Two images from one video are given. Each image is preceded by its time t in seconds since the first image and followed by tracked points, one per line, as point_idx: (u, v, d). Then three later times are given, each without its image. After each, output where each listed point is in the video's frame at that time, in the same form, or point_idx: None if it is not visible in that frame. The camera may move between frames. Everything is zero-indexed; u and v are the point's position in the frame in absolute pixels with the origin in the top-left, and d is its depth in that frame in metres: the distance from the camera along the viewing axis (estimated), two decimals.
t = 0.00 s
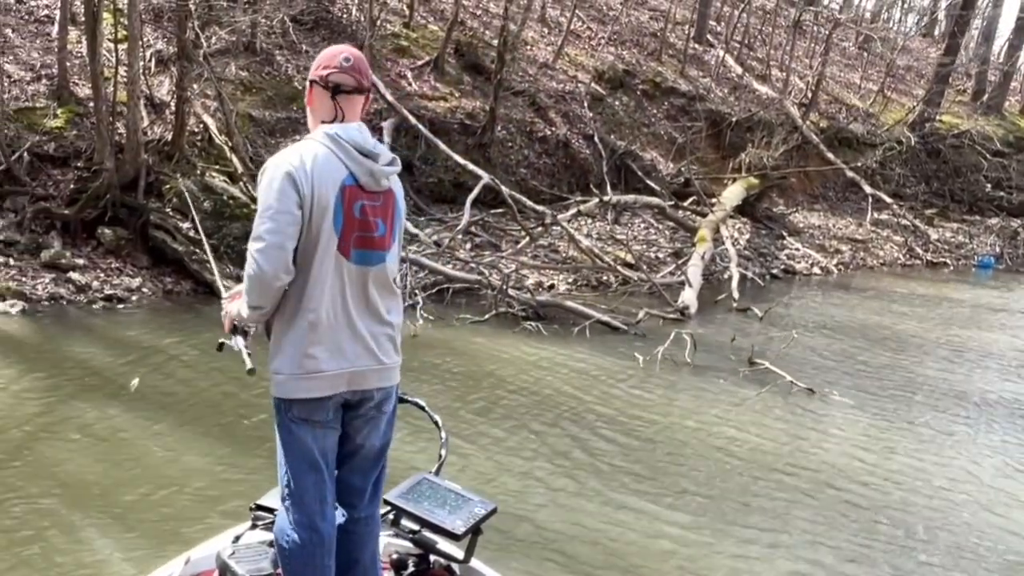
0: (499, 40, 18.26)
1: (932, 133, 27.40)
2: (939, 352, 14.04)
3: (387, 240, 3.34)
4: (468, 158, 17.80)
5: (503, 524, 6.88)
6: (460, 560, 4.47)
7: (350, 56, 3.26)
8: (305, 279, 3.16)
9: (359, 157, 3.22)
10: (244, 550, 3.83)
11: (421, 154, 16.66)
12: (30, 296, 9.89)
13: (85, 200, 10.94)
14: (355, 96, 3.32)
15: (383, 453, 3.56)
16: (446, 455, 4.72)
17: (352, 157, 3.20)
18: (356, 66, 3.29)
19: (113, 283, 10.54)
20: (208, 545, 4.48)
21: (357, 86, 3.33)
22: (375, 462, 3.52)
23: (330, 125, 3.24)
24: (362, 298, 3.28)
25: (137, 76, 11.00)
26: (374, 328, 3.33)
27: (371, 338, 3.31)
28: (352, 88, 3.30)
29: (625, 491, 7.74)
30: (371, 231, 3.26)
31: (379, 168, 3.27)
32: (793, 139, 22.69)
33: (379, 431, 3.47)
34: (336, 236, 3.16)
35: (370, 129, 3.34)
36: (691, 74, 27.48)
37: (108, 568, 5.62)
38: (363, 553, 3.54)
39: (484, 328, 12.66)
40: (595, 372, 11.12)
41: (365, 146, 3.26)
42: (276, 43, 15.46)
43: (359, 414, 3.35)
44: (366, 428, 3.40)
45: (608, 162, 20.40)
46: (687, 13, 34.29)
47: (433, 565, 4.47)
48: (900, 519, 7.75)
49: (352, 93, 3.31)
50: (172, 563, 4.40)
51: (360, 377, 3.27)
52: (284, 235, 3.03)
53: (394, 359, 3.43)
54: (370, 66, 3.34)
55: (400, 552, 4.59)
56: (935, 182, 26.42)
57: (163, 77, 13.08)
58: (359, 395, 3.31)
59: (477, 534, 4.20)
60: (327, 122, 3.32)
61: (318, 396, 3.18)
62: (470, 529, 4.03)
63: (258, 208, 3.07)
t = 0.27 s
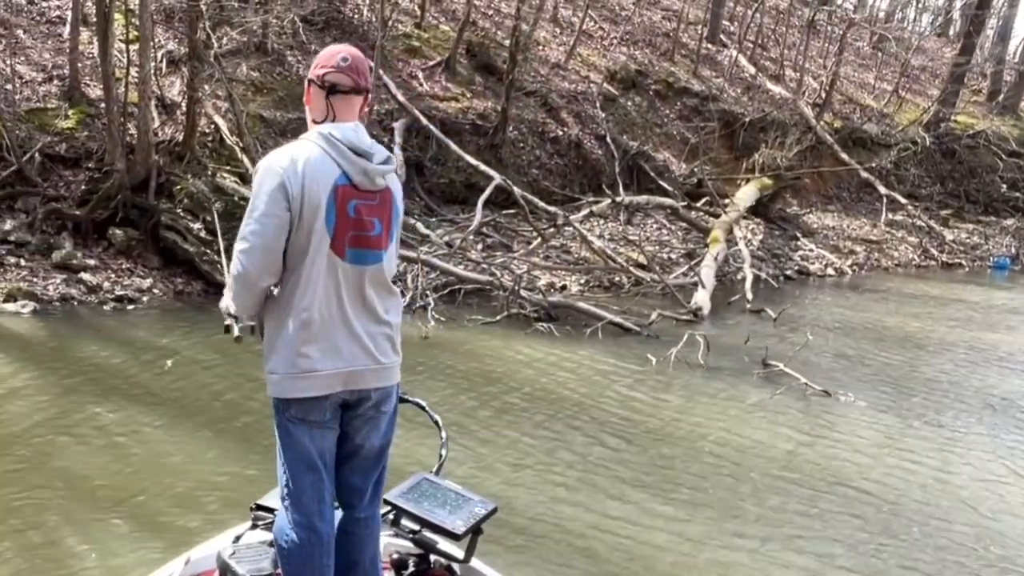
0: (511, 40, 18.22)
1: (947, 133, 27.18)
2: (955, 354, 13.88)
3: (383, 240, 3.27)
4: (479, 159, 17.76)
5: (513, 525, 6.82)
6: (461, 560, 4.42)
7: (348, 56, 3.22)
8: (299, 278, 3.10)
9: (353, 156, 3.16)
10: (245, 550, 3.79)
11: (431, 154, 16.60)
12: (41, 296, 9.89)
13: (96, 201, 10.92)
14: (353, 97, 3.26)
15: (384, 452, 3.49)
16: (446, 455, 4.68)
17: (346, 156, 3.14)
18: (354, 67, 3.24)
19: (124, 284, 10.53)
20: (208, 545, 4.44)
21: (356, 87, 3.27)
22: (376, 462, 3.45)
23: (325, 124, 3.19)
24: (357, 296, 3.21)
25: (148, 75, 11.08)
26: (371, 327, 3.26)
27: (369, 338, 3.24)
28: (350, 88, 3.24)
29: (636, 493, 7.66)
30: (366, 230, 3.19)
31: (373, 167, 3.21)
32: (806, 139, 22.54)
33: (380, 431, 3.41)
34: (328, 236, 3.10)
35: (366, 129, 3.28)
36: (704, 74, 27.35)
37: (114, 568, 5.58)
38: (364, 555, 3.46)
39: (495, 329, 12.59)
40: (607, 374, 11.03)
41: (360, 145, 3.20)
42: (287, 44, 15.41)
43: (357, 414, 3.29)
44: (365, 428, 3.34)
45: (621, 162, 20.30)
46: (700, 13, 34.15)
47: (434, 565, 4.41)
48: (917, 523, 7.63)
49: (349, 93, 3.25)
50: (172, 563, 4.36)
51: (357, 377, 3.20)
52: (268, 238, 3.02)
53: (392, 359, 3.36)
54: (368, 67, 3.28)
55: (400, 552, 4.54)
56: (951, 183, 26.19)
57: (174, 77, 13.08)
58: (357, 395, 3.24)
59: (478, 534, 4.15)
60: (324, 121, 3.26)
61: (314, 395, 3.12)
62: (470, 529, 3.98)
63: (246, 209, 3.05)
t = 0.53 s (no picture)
0: (524, 40, 18.15)
1: (963, 133, 26.95)
2: (973, 356, 13.71)
3: (379, 241, 3.19)
4: (491, 159, 17.70)
5: (524, 527, 6.75)
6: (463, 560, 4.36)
7: (340, 56, 3.24)
8: (293, 279, 3.04)
9: (345, 155, 3.10)
10: (247, 550, 3.73)
11: (443, 155, 16.53)
12: (53, 297, 9.86)
13: (108, 202, 10.92)
14: (345, 96, 3.27)
15: (382, 451, 3.45)
16: (447, 456, 4.62)
17: (336, 155, 3.08)
18: (347, 68, 3.27)
19: (135, 285, 10.53)
20: (210, 545, 4.40)
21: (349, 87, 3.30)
22: (374, 461, 3.41)
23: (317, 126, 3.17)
24: (354, 297, 3.13)
25: (160, 76, 11.03)
26: (370, 329, 3.18)
27: (367, 339, 3.17)
28: (343, 88, 3.26)
29: (649, 495, 7.58)
30: (360, 231, 3.12)
31: (365, 166, 3.12)
32: (821, 139, 22.37)
33: (378, 431, 3.36)
34: (320, 236, 3.03)
35: (359, 129, 3.24)
36: (717, 74, 27.20)
37: (124, 569, 5.53)
38: (361, 553, 3.44)
39: (508, 330, 12.52)
40: (620, 375, 10.95)
41: (352, 145, 3.14)
42: (298, 44, 15.32)
43: (357, 415, 3.23)
44: (365, 429, 3.29)
45: (634, 163, 20.20)
46: (713, 12, 33.97)
47: (435, 566, 4.36)
48: (937, 527, 7.51)
49: (342, 93, 3.26)
50: (174, 563, 4.32)
51: (355, 379, 3.13)
52: (252, 238, 3.00)
53: (392, 361, 3.29)
54: (361, 67, 3.31)
55: (402, 552, 4.49)
56: (967, 183, 25.96)
57: (186, 78, 13.08)
58: (356, 396, 3.18)
59: (480, 534, 4.09)
60: (318, 122, 3.29)
61: (312, 397, 3.07)
62: (471, 529, 3.93)
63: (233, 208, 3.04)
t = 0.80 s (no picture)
0: (537, 40, 18.09)
1: (979, 133, 26.70)
2: (991, 357, 13.54)
3: (381, 241, 3.11)
4: (504, 160, 17.65)
5: (539, 529, 6.68)
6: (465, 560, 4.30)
7: (347, 56, 3.22)
8: (296, 279, 2.99)
9: (346, 154, 3.02)
10: (249, 551, 3.67)
11: (456, 155, 16.46)
12: (65, 298, 9.86)
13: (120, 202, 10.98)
14: (352, 96, 3.23)
15: (387, 451, 3.40)
16: (448, 456, 4.55)
17: (337, 153, 3.01)
18: (354, 68, 3.24)
19: (148, 286, 10.52)
20: (212, 546, 4.35)
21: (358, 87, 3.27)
22: (378, 459, 3.36)
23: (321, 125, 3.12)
24: (357, 296, 3.07)
25: (171, 77, 11.02)
26: (373, 329, 3.12)
27: (371, 339, 3.10)
28: (350, 88, 3.23)
29: (664, 497, 7.48)
30: (359, 230, 3.04)
31: (366, 165, 3.04)
32: (836, 138, 22.20)
33: (383, 431, 3.30)
34: (318, 235, 2.97)
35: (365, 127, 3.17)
36: (731, 74, 27.05)
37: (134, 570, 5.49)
38: (362, 549, 3.41)
39: (521, 331, 12.46)
40: (634, 376, 10.86)
41: (355, 144, 3.06)
42: (310, 44, 15.32)
43: (364, 416, 3.17)
44: (370, 429, 3.23)
45: (647, 163, 20.11)
46: (726, 11, 33.77)
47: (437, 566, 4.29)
48: (957, 530, 7.38)
49: (349, 94, 3.23)
50: (177, 564, 4.27)
51: (359, 380, 3.07)
52: (251, 237, 2.98)
53: (397, 361, 3.22)
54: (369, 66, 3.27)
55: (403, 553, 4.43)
56: (983, 183, 25.71)
57: (198, 79, 13.09)
58: (361, 397, 3.11)
59: (482, 534, 4.03)
60: (326, 122, 3.25)
61: (316, 397, 3.01)
62: (473, 530, 3.86)
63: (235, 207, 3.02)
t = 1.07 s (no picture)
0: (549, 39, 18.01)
1: (996, 132, 26.45)
2: (1009, 358, 13.37)
3: (384, 239, 3.04)
4: (516, 160, 17.58)
5: (550, 530, 6.61)
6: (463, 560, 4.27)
7: (352, 57, 3.17)
8: (297, 275, 2.95)
9: (349, 153, 2.97)
10: (248, 550, 3.63)
11: (467, 155, 16.39)
12: (76, 299, 9.85)
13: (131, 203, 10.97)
14: (358, 96, 3.17)
15: (393, 451, 3.32)
16: (447, 456, 4.53)
17: (340, 152, 2.96)
18: (361, 68, 3.19)
19: (159, 286, 10.51)
20: (210, 545, 4.32)
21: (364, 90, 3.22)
22: (381, 459, 3.28)
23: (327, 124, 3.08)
24: (359, 293, 3.00)
25: (182, 78, 11.00)
26: (374, 326, 3.04)
27: (372, 336, 3.02)
28: (355, 89, 3.18)
29: (677, 499, 7.40)
30: (361, 228, 2.98)
31: (368, 164, 2.97)
32: (851, 137, 22.01)
33: (387, 430, 3.22)
34: (319, 233, 2.92)
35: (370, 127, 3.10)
36: (744, 73, 26.89)
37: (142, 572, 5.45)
38: (362, 550, 3.34)
39: (533, 332, 12.38)
40: (646, 377, 10.77)
41: (360, 143, 3.00)
42: (321, 45, 15.31)
43: (368, 414, 3.10)
44: (375, 428, 3.16)
45: (660, 162, 20.00)
46: (740, 10, 33.61)
47: (435, 566, 4.26)
48: (975, 533, 7.26)
49: (354, 94, 3.18)
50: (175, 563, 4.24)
51: (359, 377, 2.99)
52: (255, 235, 2.97)
53: (399, 359, 3.14)
54: (375, 68, 3.21)
55: (401, 552, 4.39)
56: (999, 182, 25.46)
57: (209, 80, 13.10)
58: (362, 393, 3.04)
59: (480, 534, 4.00)
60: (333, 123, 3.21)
61: (317, 393, 2.95)
62: (471, 530, 3.83)
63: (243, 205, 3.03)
